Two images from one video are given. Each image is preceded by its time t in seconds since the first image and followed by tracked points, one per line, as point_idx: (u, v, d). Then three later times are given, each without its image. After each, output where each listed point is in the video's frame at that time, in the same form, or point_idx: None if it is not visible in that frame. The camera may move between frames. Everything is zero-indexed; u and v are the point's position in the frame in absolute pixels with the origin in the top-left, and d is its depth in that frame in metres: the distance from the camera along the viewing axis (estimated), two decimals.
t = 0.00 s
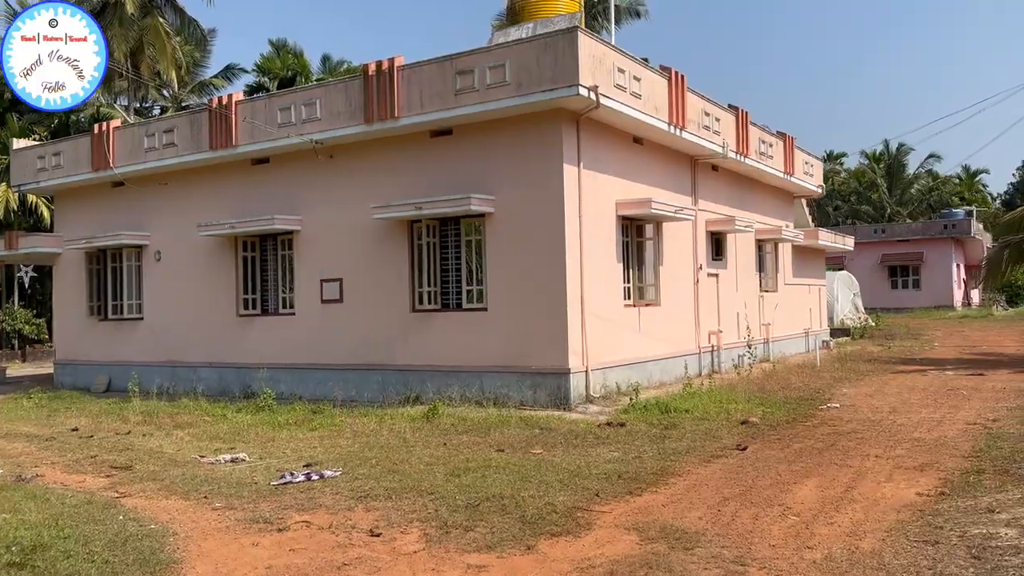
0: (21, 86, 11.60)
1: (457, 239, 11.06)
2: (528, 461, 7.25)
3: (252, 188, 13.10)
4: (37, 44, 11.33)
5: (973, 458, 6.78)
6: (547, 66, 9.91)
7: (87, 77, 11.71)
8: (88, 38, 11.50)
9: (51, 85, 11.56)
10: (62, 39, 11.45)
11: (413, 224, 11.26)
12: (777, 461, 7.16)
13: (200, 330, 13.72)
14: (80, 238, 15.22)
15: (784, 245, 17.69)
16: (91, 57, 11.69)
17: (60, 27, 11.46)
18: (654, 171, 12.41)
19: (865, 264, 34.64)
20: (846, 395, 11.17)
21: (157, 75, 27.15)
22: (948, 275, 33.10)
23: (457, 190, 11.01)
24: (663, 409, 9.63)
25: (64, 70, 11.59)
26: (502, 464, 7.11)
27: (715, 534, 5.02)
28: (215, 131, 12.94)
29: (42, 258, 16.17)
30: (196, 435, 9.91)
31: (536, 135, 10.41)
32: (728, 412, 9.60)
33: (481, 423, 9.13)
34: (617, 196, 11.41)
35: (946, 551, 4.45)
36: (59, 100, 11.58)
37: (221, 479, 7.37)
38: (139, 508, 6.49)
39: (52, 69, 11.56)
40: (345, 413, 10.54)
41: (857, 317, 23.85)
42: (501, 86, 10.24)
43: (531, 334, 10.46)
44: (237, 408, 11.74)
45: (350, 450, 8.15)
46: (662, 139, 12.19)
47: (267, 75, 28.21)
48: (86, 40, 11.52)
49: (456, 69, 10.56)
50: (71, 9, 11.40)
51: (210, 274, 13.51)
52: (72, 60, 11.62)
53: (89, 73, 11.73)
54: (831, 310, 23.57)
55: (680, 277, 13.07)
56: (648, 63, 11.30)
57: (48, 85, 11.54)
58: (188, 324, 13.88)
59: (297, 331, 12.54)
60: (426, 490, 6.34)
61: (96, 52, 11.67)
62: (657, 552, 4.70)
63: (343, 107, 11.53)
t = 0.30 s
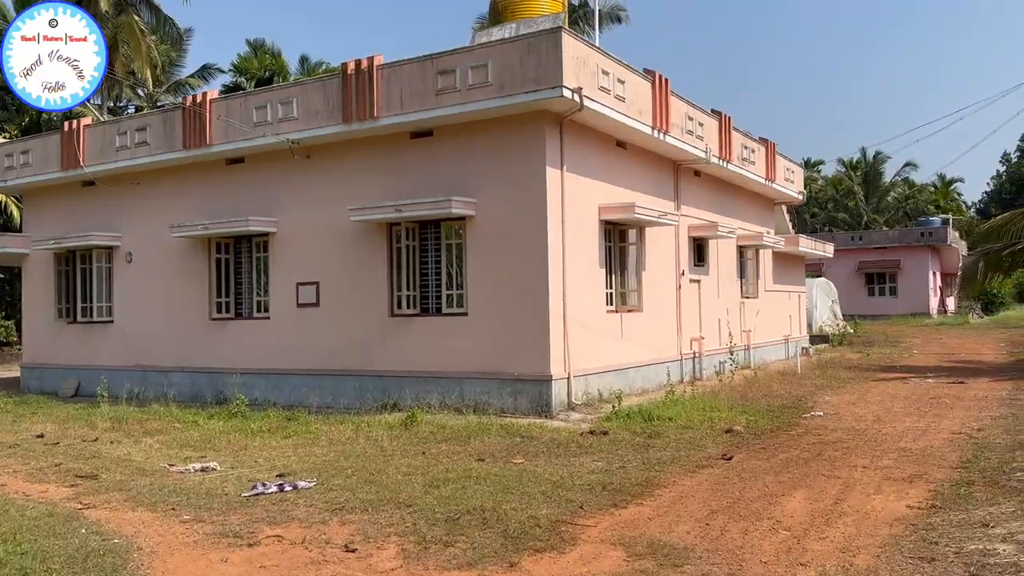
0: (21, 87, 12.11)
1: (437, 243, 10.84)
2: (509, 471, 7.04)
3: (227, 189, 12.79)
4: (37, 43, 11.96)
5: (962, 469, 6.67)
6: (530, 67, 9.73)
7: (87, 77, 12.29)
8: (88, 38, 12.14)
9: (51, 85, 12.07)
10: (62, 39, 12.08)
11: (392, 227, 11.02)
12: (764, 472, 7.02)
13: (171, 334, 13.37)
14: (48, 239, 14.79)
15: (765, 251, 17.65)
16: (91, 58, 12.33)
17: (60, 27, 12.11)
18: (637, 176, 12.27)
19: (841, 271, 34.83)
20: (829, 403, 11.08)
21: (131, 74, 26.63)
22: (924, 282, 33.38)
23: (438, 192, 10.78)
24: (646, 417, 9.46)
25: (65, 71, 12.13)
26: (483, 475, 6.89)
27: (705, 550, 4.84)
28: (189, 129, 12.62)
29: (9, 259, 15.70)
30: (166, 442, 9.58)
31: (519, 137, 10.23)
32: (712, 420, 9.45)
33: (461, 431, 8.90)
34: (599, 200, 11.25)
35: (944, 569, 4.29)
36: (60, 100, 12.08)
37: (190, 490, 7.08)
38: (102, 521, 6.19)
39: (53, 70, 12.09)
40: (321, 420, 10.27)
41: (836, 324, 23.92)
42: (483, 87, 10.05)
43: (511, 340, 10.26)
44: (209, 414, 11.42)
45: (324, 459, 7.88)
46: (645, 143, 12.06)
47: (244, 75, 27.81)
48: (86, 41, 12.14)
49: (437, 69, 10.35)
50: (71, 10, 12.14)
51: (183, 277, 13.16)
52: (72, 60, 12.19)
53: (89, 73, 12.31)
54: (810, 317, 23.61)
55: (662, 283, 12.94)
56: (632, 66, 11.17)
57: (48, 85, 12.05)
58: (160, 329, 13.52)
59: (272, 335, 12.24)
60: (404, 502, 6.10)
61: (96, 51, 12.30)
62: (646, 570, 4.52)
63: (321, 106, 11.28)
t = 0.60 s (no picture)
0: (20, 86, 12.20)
1: (409, 241, 10.60)
2: (482, 476, 6.83)
3: (193, 184, 12.44)
4: (37, 44, 12.07)
5: (940, 475, 6.58)
6: (506, 63, 9.54)
7: (87, 77, 12.29)
8: (88, 39, 12.16)
9: (51, 85, 12.18)
10: (62, 39, 12.11)
11: (363, 225, 10.76)
12: (742, 477, 6.88)
13: (134, 333, 12.97)
14: (6, 235, 14.29)
15: (739, 254, 17.63)
16: (91, 58, 12.29)
17: (61, 28, 12.16)
18: (613, 176, 12.14)
19: (813, 275, 35.10)
20: (804, 407, 11.02)
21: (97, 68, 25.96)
22: (893, 287, 33.74)
23: (410, 190, 10.54)
24: (621, 420, 9.30)
25: (65, 70, 12.19)
26: (454, 480, 6.67)
27: (684, 559, 4.67)
28: (153, 123, 12.25)
29: None
30: (125, 445, 9.23)
31: (493, 135, 10.03)
32: (688, 424, 9.32)
33: (432, 434, 8.67)
34: (575, 200, 11.09)
35: None
36: (60, 99, 12.21)
37: (148, 495, 6.78)
38: (52, 529, 5.86)
39: (53, 70, 12.18)
40: (287, 423, 9.97)
41: (807, 328, 24.03)
42: (457, 83, 9.84)
43: (485, 342, 10.05)
44: (171, 416, 11.06)
45: (290, 464, 7.61)
46: (621, 143, 11.93)
47: (215, 72, 27.18)
48: (86, 40, 12.15)
49: (411, 64, 10.12)
50: (71, 11, 12.18)
51: (147, 274, 12.78)
52: (72, 60, 12.19)
53: (89, 73, 12.31)
54: (782, 320, 23.70)
55: (637, 285, 12.81)
56: (608, 64, 11.03)
57: (48, 85, 12.16)
58: (122, 328, 13.11)
59: (237, 335, 11.91)
60: (372, 509, 5.86)
61: (96, 52, 12.29)
62: None
63: (290, 100, 10.99)
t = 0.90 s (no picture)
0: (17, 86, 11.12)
1: (372, 240, 10.33)
2: (445, 483, 6.62)
3: (149, 179, 12.01)
4: (36, 43, 10.73)
5: (909, 480, 6.53)
6: (472, 58, 9.33)
7: (88, 77, 11.03)
8: (88, 38, 10.76)
9: (50, 85, 11.14)
10: (62, 39, 10.78)
11: (325, 222, 10.46)
12: (710, 482, 6.76)
13: (85, 333, 12.49)
14: None
15: (704, 256, 17.63)
16: (91, 58, 10.91)
17: (61, 26, 10.82)
18: (580, 176, 11.99)
19: (775, 277, 35.45)
20: (769, 410, 10.99)
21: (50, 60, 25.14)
22: (853, 290, 34.22)
23: (374, 187, 10.27)
24: (587, 424, 9.14)
25: (65, 70, 10.97)
26: (416, 487, 6.45)
27: (654, 571, 4.52)
28: (106, 115, 11.79)
29: None
30: (72, 450, 8.82)
31: (459, 132, 9.81)
32: (655, 427, 9.20)
33: (395, 439, 8.43)
34: (541, 200, 10.92)
35: None
36: (60, 99, 11.34)
37: (94, 504, 6.43)
38: None
39: (52, 70, 11.00)
40: (244, 427, 9.64)
41: (770, 330, 24.19)
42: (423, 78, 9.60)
43: (449, 344, 9.83)
44: (122, 420, 10.63)
45: (245, 470, 7.31)
46: (589, 142, 11.79)
47: (174, 66, 26.60)
48: (86, 40, 10.75)
49: (375, 58, 9.85)
50: (72, 8, 10.78)
51: (99, 272, 12.31)
52: (73, 60, 10.93)
53: (90, 74, 10.99)
54: (745, 323, 23.82)
55: (604, 286, 12.69)
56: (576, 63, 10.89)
57: (48, 85, 11.12)
58: (72, 327, 12.63)
59: (193, 335, 11.52)
60: (330, 518, 5.62)
61: (96, 52, 10.86)
62: None
63: (250, 93, 10.64)
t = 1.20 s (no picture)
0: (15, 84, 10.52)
1: (325, 234, 10.03)
2: (400, 484, 6.40)
3: (90, 168, 11.50)
4: (36, 44, 10.15)
5: (868, 478, 6.53)
6: (430, 48, 9.10)
7: (88, 78, 10.43)
8: (87, 38, 10.15)
9: (50, 85, 10.53)
10: (62, 39, 10.18)
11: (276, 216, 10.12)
12: (671, 481, 6.67)
13: (20, 329, 11.90)
14: None
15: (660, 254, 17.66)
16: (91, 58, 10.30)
17: (60, 25, 10.18)
18: (538, 172, 11.85)
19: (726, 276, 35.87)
20: (725, 407, 10.99)
21: None
22: (801, 289, 34.81)
23: (327, 180, 9.97)
24: (545, 422, 9.00)
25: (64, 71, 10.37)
26: (369, 489, 6.21)
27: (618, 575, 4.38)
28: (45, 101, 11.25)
29: None
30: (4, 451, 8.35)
31: (416, 124, 9.57)
32: (614, 426, 9.10)
33: (348, 439, 8.16)
34: (500, 195, 10.74)
35: None
36: (60, 100, 10.70)
37: (27, 509, 6.05)
38: None
39: (52, 70, 10.41)
40: (189, 427, 9.26)
41: (722, 328, 24.41)
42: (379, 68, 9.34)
43: (404, 341, 9.59)
44: (59, 419, 10.14)
45: (189, 473, 6.97)
46: (547, 137, 11.65)
47: (120, 55, 25.67)
48: (86, 41, 10.15)
49: (329, 46, 9.55)
50: (71, 7, 10.10)
51: (35, 265, 11.74)
52: (72, 60, 10.32)
53: (90, 74, 10.39)
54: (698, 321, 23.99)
55: (561, 283, 12.57)
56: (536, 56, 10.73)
57: (48, 86, 10.52)
58: (6, 323, 12.02)
59: (136, 332, 11.05)
60: (279, 523, 5.36)
61: (96, 52, 10.26)
62: None
63: (197, 81, 10.23)
